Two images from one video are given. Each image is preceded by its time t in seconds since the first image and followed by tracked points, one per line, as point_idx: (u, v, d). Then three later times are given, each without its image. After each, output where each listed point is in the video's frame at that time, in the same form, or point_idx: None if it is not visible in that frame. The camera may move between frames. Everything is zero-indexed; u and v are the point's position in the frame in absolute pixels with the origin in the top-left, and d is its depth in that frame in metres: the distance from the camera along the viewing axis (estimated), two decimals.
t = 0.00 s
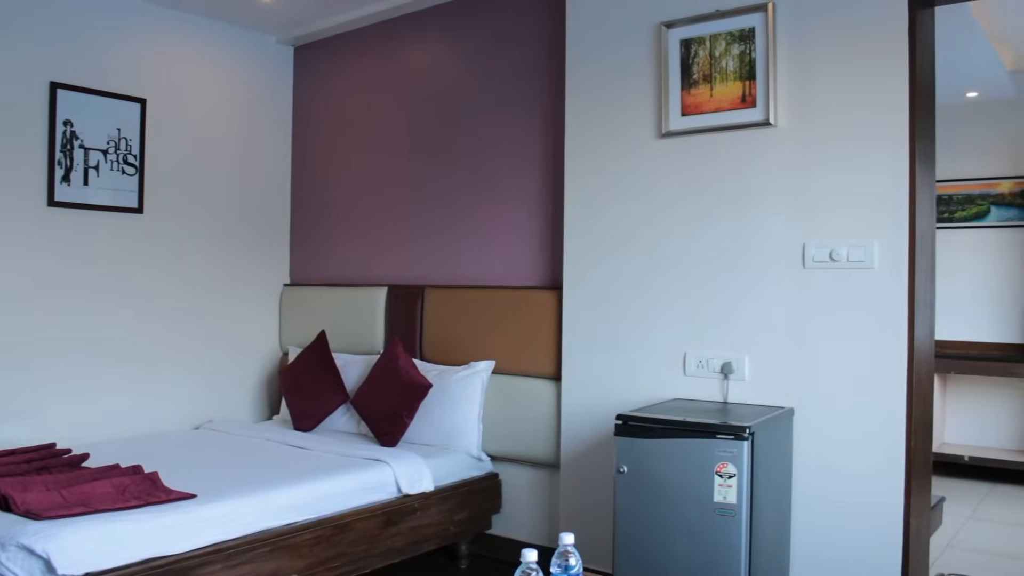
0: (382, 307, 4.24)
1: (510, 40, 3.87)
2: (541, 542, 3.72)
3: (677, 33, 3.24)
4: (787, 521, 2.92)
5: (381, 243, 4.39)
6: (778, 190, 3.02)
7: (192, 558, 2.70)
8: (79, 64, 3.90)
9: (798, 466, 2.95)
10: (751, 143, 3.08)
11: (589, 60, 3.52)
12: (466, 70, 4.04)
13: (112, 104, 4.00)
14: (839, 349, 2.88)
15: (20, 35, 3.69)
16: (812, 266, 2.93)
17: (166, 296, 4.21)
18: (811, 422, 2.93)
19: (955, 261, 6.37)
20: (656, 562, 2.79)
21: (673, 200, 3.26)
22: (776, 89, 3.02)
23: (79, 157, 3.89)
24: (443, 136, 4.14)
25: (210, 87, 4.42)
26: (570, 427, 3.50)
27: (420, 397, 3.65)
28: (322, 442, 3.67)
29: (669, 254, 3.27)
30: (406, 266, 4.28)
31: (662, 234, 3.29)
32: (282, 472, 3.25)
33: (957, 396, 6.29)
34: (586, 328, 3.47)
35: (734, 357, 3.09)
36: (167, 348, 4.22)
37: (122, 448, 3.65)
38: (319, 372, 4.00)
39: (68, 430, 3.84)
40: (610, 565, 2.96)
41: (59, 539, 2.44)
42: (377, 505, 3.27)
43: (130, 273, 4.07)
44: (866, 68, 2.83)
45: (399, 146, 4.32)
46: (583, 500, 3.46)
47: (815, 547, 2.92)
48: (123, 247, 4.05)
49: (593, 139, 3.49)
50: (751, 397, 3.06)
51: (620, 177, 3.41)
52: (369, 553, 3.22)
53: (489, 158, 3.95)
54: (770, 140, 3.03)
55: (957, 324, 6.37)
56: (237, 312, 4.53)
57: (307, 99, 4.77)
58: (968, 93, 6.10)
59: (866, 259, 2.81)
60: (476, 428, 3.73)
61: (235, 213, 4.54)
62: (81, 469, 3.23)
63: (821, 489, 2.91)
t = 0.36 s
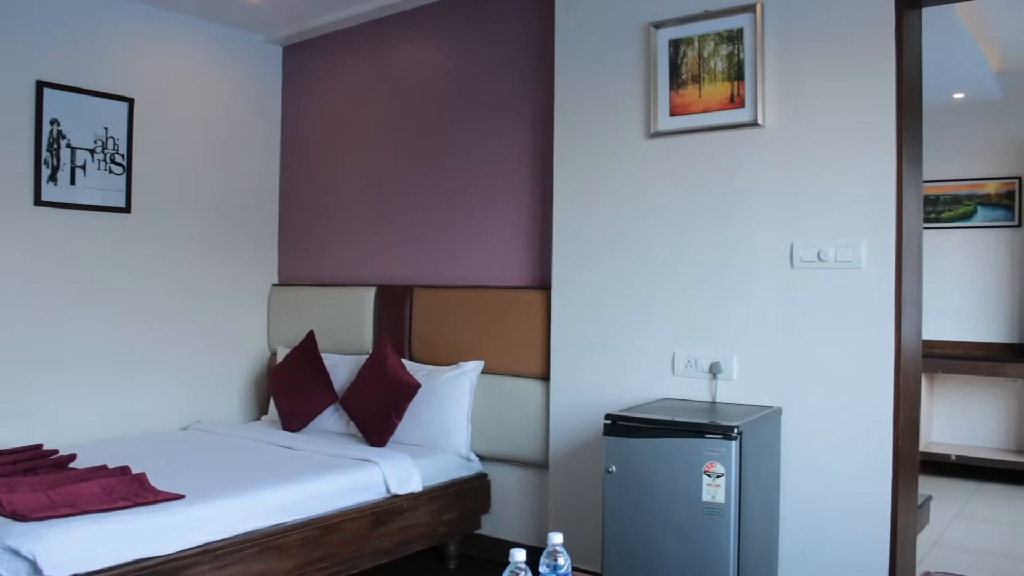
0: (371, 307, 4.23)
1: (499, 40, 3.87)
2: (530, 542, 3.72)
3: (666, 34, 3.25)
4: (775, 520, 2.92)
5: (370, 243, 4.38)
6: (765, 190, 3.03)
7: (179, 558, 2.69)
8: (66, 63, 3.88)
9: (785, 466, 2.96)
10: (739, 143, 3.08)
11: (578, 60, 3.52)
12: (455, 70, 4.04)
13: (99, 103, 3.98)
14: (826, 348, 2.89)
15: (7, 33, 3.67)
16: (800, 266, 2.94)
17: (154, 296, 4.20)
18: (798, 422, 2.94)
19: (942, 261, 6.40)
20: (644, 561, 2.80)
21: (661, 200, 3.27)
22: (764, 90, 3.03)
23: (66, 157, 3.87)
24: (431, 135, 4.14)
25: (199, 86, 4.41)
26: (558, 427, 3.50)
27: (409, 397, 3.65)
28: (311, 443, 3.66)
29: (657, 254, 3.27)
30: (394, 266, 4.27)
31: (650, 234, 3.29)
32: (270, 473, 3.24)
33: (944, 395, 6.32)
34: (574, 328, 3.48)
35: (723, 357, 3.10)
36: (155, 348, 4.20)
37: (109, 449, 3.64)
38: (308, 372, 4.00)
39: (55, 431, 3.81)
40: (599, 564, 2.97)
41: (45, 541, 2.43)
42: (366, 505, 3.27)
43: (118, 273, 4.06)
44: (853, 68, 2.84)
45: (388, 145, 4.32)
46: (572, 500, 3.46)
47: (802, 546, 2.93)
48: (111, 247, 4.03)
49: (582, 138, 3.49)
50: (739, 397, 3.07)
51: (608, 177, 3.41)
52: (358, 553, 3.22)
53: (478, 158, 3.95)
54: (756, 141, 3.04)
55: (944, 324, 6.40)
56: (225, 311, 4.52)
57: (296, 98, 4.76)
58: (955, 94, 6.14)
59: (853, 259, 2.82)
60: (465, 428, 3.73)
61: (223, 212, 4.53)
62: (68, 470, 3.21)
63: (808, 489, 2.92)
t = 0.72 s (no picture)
0: (359, 307, 4.23)
1: (488, 40, 3.87)
2: (518, 542, 3.73)
3: (654, 34, 3.26)
4: (763, 519, 2.93)
5: (359, 243, 4.38)
6: (753, 190, 3.04)
7: (167, 560, 2.68)
8: (52, 61, 3.86)
9: (772, 465, 2.98)
10: (727, 144, 3.09)
11: (567, 60, 3.52)
12: (443, 70, 4.04)
13: (86, 102, 3.96)
14: (813, 348, 2.90)
15: None
16: (788, 266, 2.95)
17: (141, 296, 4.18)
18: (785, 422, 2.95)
19: (929, 261, 6.44)
20: (633, 561, 2.80)
21: (649, 199, 3.27)
22: (752, 91, 3.04)
23: (52, 156, 3.85)
24: (420, 135, 4.13)
25: (187, 85, 4.40)
26: (547, 426, 3.50)
27: (398, 397, 3.64)
28: (299, 443, 3.65)
29: (645, 254, 3.28)
30: (383, 266, 4.27)
31: (638, 234, 3.30)
32: (258, 473, 3.23)
33: (931, 395, 6.36)
34: (563, 329, 3.48)
35: (711, 357, 3.11)
36: (141, 348, 4.18)
37: (96, 450, 3.62)
38: (296, 372, 3.99)
39: (41, 432, 3.79)
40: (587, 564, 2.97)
41: (31, 543, 2.42)
42: (354, 505, 3.26)
43: (105, 273, 4.04)
44: (840, 69, 2.85)
45: (377, 145, 4.31)
46: (560, 500, 3.47)
47: (789, 545, 2.94)
48: (98, 247, 4.02)
49: (570, 139, 3.50)
50: (727, 397, 3.08)
51: (597, 177, 3.42)
52: (347, 554, 3.21)
53: (466, 158, 3.95)
54: (744, 142, 3.06)
55: (931, 324, 6.43)
56: (213, 311, 4.50)
57: (284, 98, 4.74)
58: (941, 96, 6.18)
59: (841, 259, 2.83)
60: (454, 428, 3.73)
61: (212, 212, 4.52)
62: (54, 471, 3.19)
63: (795, 488, 2.93)
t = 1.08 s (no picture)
0: (348, 307, 4.22)
1: (476, 39, 3.87)
2: (507, 542, 3.73)
3: (643, 34, 3.26)
4: (751, 519, 2.94)
5: (348, 243, 4.37)
6: (741, 190, 3.04)
7: (154, 561, 2.66)
8: (39, 59, 3.84)
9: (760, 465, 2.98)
10: (715, 144, 3.10)
11: (556, 60, 3.52)
12: (432, 70, 4.04)
13: (73, 101, 3.94)
14: (801, 348, 2.91)
15: None
16: (777, 266, 2.96)
17: (129, 295, 4.16)
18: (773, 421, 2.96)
19: (917, 261, 6.47)
20: (622, 560, 2.80)
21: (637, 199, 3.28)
22: (741, 91, 3.04)
23: (38, 155, 3.83)
24: (409, 135, 4.13)
25: (175, 84, 4.38)
26: (536, 426, 3.50)
27: (387, 397, 3.64)
28: (288, 443, 3.64)
29: (634, 254, 3.28)
30: (372, 266, 4.26)
31: (627, 234, 3.30)
32: (247, 474, 3.22)
33: (918, 395, 6.38)
34: (552, 328, 3.48)
35: (700, 356, 3.11)
36: (129, 348, 4.16)
37: (82, 451, 3.60)
38: (284, 372, 3.98)
39: (27, 432, 3.77)
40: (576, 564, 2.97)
41: (16, 544, 2.40)
42: (343, 506, 3.26)
43: (92, 273, 4.02)
44: (827, 70, 2.86)
45: (366, 145, 4.30)
46: (549, 500, 3.47)
47: (776, 543, 2.95)
48: (86, 246, 4.00)
49: (559, 138, 3.50)
50: (716, 396, 3.08)
51: (586, 177, 3.42)
52: (335, 554, 3.20)
53: (455, 158, 3.95)
54: (731, 142, 3.06)
55: (919, 324, 6.46)
56: (202, 311, 4.49)
57: (273, 97, 4.73)
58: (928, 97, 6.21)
59: (829, 259, 2.84)
60: (443, 428, 3.73)
61: (200, 211, 4.50)
62: (41, 472, 3.18)
63: (784, 487, 2.93)
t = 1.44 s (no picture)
0: (337, 307, 4.21)
1: (464, 39, 3.87)
2: (496, 542, 3.73)
3: (632, 34, 3.26)
4: (740, 518, 2.94)
5: (337, 242, 4.36)
6: (728, 191, 3.05)
7: (140, 563, 2.65)
8: (25, 57, 3.82)
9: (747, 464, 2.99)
10: (703, 144, 3.10)
11: (544, 60, 3.52)
12: (420, 70, 4.03)
13: (59, 99, 3.92)
14: (788, 348, 2.92)
15: None
16: (765, 266, 2.97)
17: (117, 295, 4.15)
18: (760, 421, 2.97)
19: (905, 261, 6.49)
20: (610, 560, 2.80)
21: (625, 199, 3.28)
22: (730, 92, 3.05)
23: (24, 154, 3.81)
24: (397, 135, 4.13)
25: (163, 83, 4.37)
26: (525, 426, 3.50)
27: (375, 397, 3.63)
28: (276, 444, 3.63)
29: (622, 254, 3.28)
30: (361, 266, 4.26)
31: (615, 234, 3.30)
32: (235, 474, 3.21)
33: (906, 394, 6.41)
34: (541, 328, 3.48)
35: (688, 356, 3.11)
36: (116, 348, 4.15)
37: (69, 452, 3.58)
38: (273, 372, 3.97)
39: (13, 433, 3.75)
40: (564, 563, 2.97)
41: None
42: (332, 506, 3.25)
43: (80, 272, 4.00)
44: (814, 70, 2.87)
45: (354, 144, 4.30)
46: (537, 500, 3.47)
47: (763, 542, 2.96)
48: (73, 246, 3.98)
49: (548, 138, 3.50)
50: (703, 396, 3.09)
51: (574, 177, 3.42)
52: (324, 554, 3.20)
53: (443, 158, 3.95)
54: (719, 143, 3.07)
55: (907, 323, 6.48)
56: (190, 311, 4.47)
57: (262, 97, 4.72)
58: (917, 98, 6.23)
59: (816, 259, 2.85)
60: (432, 428, 3.73)
61: (188, 211, 4.48)
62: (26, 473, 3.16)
63: (771, 486, 2.94)
